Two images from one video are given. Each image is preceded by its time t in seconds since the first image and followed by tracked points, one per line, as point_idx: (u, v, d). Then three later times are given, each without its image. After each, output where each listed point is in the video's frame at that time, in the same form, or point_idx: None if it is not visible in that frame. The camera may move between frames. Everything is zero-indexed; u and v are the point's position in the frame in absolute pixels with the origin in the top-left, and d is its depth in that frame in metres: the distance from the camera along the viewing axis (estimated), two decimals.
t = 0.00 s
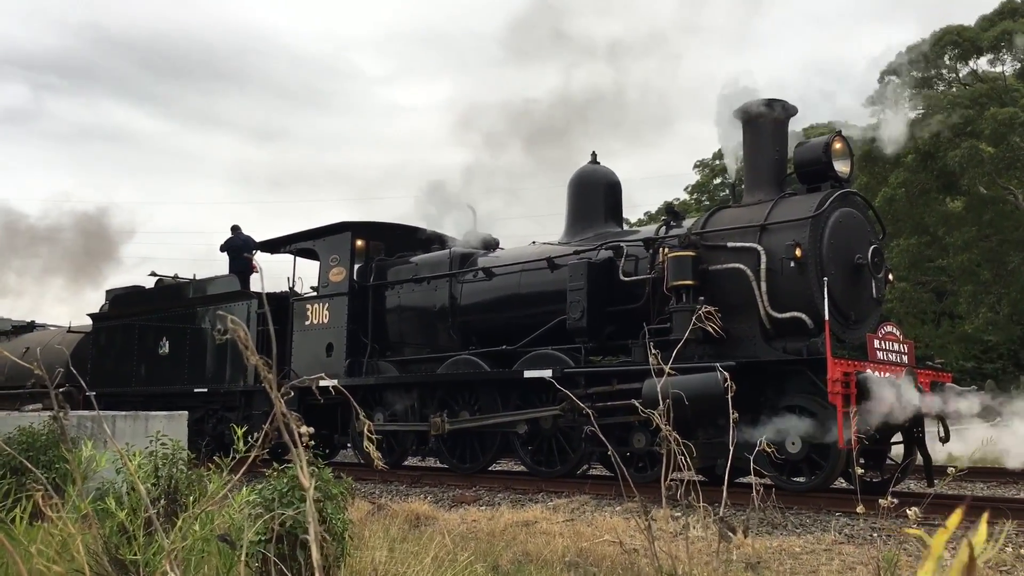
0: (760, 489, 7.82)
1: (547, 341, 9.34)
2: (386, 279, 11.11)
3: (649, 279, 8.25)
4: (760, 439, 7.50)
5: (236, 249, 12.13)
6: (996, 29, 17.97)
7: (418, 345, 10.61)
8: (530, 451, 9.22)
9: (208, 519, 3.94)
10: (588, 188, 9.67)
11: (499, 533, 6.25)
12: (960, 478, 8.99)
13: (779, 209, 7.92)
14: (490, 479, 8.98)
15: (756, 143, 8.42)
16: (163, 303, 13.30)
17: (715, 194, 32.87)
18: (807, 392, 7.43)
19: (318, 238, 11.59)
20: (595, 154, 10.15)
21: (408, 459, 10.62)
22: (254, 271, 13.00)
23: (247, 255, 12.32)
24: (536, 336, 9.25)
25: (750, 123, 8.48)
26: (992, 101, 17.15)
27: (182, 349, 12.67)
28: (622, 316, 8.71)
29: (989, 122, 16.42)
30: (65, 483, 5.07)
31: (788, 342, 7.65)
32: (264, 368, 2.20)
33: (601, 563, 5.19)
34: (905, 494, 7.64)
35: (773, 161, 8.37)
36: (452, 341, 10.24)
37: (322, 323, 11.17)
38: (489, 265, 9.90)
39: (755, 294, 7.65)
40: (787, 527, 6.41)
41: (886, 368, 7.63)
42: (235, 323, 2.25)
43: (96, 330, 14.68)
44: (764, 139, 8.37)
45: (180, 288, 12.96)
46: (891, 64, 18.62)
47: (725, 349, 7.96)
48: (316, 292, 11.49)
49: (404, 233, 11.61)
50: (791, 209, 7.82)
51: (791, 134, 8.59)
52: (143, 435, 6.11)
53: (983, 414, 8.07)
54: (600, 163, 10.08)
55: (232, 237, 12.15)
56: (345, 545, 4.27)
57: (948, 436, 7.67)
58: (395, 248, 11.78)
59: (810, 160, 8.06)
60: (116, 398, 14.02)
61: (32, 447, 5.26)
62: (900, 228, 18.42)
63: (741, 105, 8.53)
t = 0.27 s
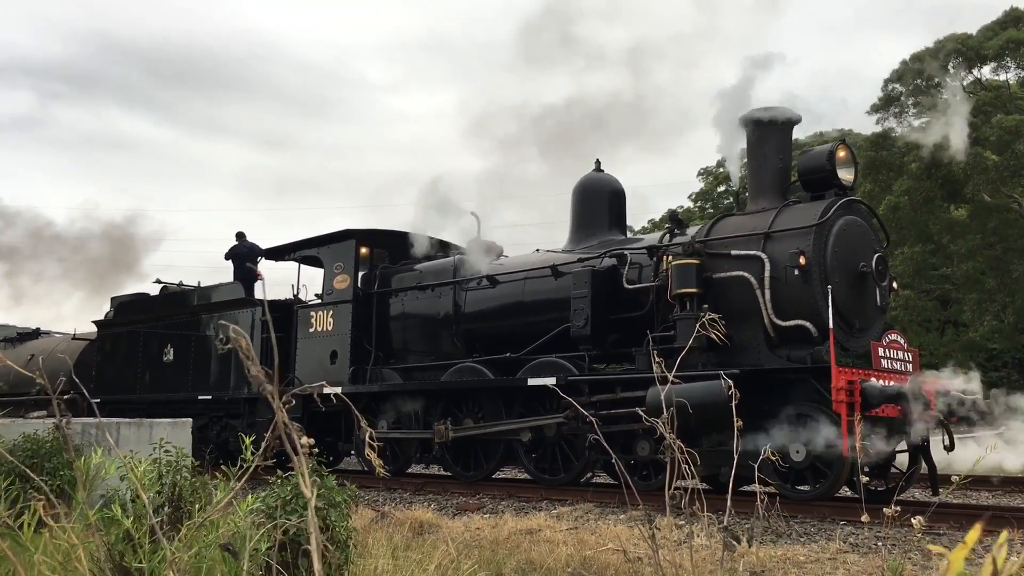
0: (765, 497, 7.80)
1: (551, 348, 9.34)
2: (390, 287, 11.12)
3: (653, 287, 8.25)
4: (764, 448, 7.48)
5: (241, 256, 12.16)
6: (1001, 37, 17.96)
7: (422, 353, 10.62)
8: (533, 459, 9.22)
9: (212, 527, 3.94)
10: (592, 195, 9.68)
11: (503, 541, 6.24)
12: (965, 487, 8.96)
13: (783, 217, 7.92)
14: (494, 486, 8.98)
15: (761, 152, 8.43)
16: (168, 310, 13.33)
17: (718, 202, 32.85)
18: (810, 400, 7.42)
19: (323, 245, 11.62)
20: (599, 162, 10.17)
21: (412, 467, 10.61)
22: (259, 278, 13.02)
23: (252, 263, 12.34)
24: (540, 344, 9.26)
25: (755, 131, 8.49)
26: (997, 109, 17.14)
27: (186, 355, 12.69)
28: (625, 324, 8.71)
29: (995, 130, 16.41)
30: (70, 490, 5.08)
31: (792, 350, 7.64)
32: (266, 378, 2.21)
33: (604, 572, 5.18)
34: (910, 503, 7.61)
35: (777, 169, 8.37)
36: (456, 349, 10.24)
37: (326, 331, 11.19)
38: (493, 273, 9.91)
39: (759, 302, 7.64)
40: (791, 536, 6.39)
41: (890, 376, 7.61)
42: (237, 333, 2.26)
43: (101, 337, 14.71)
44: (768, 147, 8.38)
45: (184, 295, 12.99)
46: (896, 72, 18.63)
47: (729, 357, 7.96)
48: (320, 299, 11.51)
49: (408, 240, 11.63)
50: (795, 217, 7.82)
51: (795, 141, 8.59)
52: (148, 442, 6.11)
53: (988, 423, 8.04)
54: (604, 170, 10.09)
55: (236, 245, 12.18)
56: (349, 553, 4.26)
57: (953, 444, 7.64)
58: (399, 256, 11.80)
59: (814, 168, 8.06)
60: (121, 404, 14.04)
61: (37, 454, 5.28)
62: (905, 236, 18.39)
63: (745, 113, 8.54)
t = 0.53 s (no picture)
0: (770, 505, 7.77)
1: (554, 356, 9.33)
2: (394, 294, 11.13)
3: (657, 294, 8.24)
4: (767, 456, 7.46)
5: (245, 263, 12.19)
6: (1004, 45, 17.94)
7: (426, 360, 10.62)
8: (537, 466, 9.20)
9: (216, 534, 3.94)
10: (596, 203, 9.69)
11: (506, 548, 6.23)
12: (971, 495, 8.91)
13: (787, 224, 7.92)
14: (497, 494, 8.96)
15: (763, 159, 8.44)
16: (172, 317, 13.35)
17: (723, 209, 32.81)
18: (814, 408, 7.40)
19: (327, 252, 11.63)
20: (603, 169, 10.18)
21: (415, 474, 10.60)
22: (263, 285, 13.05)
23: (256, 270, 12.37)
24: (544, 351, 9.25)
25: (758, 138, 8.49)
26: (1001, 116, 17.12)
27: (190, 362, 12.70)
28: (629, 331, 8.70)
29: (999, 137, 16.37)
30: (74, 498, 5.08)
31: (797, 357, 7.63)
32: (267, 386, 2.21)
33: None
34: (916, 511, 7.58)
35: (781, 176, 8.37)
36: (460, 356, 10.23)
37: (330, 338, 11.20)
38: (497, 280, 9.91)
39: (764, 309, 7.63)
40: (796, 544, 6.37)
41: (895, 384, 7.59)
42: (239, 341, 2.26)
43: (105, 344, 14.74)
44: (772, 154, 8.37)
45: (188, 302, 13.02)
46: (901, 79, 18.68)
47: (733, 364, 7.94)
48: (324, 306, 11.53)
49: (412, 247, 11.64)
50: (799, 224, 7.82)
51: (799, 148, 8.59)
52: (152, 449, 6.11)
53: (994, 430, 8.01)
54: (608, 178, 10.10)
55: (241, 252, 12.20)
56: (353, 561, 4.26)
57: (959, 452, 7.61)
58: (403, 263, 11.81)
59: (818, 175, 8.06)
60: (125, 411, 14.06)
61: (41, 462, 5.28)
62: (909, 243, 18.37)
63: (749, 120, 8.54)
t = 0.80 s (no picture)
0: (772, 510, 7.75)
1: (556, 360, 9.33)
2: (396, 299, 11.14)
3: (659, 299, 8.24)
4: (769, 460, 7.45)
5: (247, 268, 12.21)
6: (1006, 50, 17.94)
7: (428, 364, 10.62)
8: (540, 471, 9.20)
9: (217, 539, 3.94)
10: (597, 207, 9.69)
11: (508, 553, 6.22)
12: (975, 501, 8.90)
13: (789, 228, 7.92)
14: (499, 498, 8.96)
15: (765, 164, 8.45)
16: (174, 322, 13.36)
17: (725, 214, 32.78)
18: (816, 413, 7.39)
19: (329, 257, 11.65)
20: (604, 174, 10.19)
21: (417, 479, 10.59)
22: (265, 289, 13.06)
23: (258, 275, 12.38)
24: (545, 356, 9.25)
25: (759, 144, 8.50)
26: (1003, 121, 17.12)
27: (192, 367, 12.71)
28: (631, 336, 8.70)
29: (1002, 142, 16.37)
30: (74, 503, 5.07)
31: (799, 362, 7.62)
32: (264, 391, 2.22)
33: None
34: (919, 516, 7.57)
35: (783, 181, 8.38)
36: (462, 360, 10.23)
37: (332, 342, 11.21)
38: (499, 284, 9.92)
39: (766, 314, 7.63)
40: (799, 548, 6.36)
41: (897, 388, 7.58)
42: (236, 346, 2.28)
43: (108, 349, 14.75)
44: (774, 159, 8.38)
45: (190, 306, 13.02)
46: (902, 84, 18.67)
47: (735, 368, 7.94)
48: (326, 311, 11.54)
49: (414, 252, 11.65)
50: (801, 228, 7.82)
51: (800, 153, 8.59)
52: (154, 454, 6.12)
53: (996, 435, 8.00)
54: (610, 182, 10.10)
55: (243, 257, 12.22)
56: (355, 565, 4.26)
57: (962, 457, 7.60)
58: (405, 268, 11.82)
59: (819, 180, 8.07)
60: (127, 416, 14.06)
61: (42, 467, 5.28)
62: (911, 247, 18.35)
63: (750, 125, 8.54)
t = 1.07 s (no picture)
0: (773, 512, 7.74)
1: (557, 362, 9.33)
2: (397, 300, 11.14)
3: (660, 300, 8.24)
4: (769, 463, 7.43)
5: (249, 270, 12.21)
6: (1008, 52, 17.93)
7: (429, 366, 10.62)
8: (541, 473, 9.19)
9: (217, 540, 3.94)
10: (599, 209, 9.69)
11: (509, 555, 6.22)
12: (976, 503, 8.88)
13: (790, 230, 7.91)
14: (500, 500, 8.95)
15: (766, 166, 8.45)
16: (175, 323, 13.36)
17: (726, 216, 32.75)
18: (817, 415, 7.38)
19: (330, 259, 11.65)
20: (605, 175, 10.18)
21: (418, 481, 10.59)
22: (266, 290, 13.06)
23: (259, 276, 12.39)
24: (547, 357, 9.25)
25: (760, 145, 8.50)
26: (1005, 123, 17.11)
27: (194, 368, 12.71)
28: (632, 337, 8.70)
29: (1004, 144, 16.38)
30: (75, 503, 5.07)
31: (800, 364, 7.61)
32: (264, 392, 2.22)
33: None
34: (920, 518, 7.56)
35: (784, 183, 8.37)
36: (463, 362, 10.23)
37: (333, 344, 11.21)
38: (500, 286, 9.91)
39: (767, 316, 7.62)
40: (799, 550, 6.35)
41: (899, 391, 7.57)
42: (233, 348, 2.28)
43: (109, 350, 14.76)
44: (775, 161, 8.38)
45: (192, 308, 13.02)
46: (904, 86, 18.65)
47: (736, 370, 7.93)
48: (328, 312, 11.54)
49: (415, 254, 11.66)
50: (802, 230, 7.81)
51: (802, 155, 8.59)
52: (154, 455, 6.12)
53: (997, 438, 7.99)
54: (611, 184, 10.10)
55: (244, 258, 12.23)
56: (355, 566, 4.25)
57: (964, 460, 7.58)
58: (407, 269, 11.82)
59: (821, 183, 8.06)
60: (128, 417, 14.07)
61: (43, 467, 5.28)
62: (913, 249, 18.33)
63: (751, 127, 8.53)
